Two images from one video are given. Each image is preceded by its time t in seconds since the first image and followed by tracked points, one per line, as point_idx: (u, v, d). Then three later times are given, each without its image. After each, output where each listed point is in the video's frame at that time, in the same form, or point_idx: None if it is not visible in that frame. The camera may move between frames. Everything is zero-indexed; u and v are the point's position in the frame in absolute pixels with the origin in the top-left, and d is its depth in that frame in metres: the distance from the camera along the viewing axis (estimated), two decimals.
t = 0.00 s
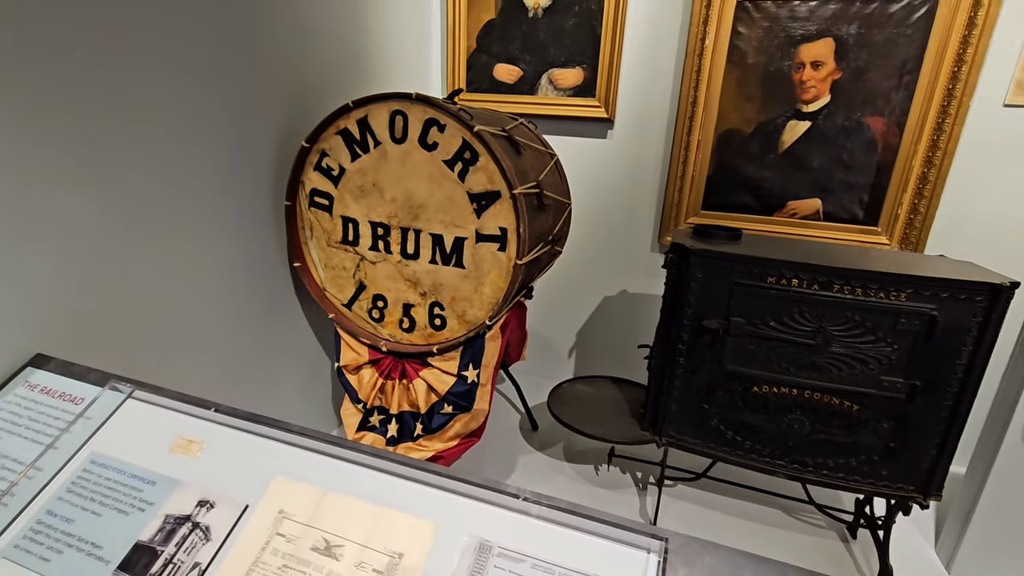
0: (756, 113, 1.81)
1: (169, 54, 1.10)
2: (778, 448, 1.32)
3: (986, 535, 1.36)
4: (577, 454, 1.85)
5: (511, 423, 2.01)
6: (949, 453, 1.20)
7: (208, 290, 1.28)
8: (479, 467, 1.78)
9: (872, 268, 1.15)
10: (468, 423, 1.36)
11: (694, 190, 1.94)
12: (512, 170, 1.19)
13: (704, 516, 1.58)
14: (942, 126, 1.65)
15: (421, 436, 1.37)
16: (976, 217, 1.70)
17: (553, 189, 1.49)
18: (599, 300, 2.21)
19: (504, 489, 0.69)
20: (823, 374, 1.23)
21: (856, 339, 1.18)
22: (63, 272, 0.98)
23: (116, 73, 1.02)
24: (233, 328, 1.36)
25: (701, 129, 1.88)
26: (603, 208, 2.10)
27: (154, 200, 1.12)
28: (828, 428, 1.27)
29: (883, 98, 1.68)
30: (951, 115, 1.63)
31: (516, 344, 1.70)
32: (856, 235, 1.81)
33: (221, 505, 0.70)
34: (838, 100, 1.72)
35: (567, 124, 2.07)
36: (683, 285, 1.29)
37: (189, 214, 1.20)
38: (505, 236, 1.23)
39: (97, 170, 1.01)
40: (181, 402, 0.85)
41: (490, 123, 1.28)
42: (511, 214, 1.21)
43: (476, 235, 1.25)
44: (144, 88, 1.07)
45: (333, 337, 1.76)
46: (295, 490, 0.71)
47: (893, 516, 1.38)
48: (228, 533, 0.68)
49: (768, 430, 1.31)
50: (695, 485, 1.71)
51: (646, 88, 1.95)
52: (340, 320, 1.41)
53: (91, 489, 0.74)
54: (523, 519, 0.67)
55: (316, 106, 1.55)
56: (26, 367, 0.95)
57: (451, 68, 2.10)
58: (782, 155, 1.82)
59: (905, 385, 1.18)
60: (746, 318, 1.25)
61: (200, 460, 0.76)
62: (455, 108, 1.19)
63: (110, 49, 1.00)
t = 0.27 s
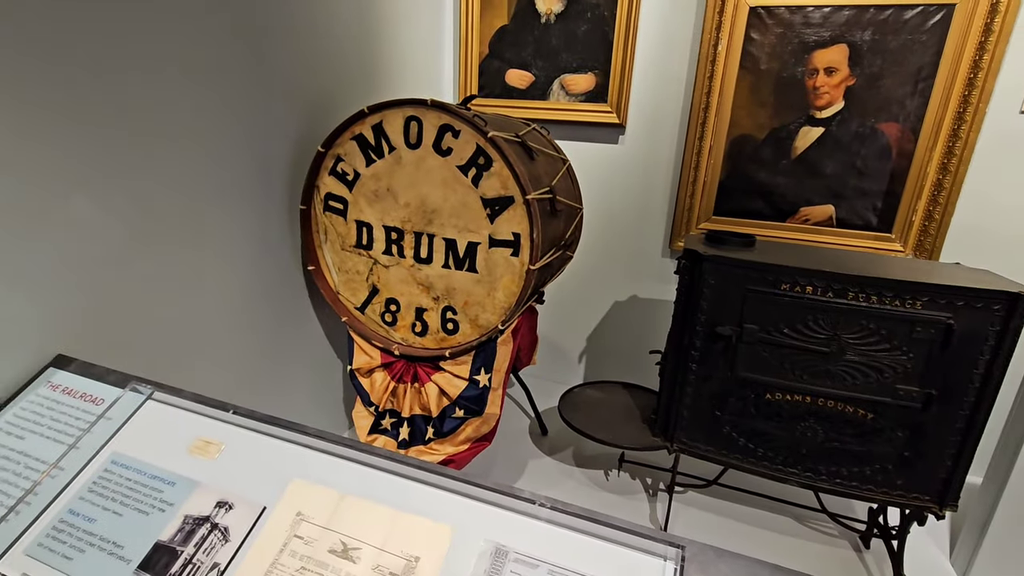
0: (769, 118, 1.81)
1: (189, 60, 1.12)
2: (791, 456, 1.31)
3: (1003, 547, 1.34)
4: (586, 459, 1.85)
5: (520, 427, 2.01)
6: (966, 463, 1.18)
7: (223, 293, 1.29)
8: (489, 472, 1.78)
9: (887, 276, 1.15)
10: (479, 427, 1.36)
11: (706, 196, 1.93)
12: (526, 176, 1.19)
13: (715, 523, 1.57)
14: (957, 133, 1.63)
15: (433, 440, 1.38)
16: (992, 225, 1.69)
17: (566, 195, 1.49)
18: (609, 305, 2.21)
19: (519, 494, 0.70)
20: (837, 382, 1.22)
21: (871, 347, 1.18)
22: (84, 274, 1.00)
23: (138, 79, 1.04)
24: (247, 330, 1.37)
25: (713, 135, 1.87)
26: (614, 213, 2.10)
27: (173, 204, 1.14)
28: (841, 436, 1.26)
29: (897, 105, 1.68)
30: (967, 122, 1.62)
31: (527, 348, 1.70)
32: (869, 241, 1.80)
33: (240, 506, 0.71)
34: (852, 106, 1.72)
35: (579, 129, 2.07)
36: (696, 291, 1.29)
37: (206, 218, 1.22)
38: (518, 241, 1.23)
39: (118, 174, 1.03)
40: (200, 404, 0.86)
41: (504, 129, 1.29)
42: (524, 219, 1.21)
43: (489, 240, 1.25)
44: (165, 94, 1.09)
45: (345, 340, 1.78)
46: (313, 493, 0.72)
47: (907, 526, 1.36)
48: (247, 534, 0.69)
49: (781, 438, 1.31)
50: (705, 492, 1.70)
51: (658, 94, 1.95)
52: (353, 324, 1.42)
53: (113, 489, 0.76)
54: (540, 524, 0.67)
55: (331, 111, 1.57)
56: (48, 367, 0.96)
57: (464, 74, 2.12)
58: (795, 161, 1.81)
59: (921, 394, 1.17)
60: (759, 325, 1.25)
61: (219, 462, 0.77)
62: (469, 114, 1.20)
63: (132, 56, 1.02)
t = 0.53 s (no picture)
0: (775, 123, 1.81)
1: (200, 65, 1.13)
2: (798, 461, 1.31)
3: (1012, 554, 1.33)
4: (591, 462, 1.84)
5: (525, 430, 2.01)
6: (974, 469, 1.18)
7: (232, 295, 1.30)
8: (494, 474, 1.78)
9: (895, 281, 1.14)
10: (485, 430, 1.37)
11: (712, 199, 1.93)
12: (534, 180, 1.20)
13: (721, 528, 1.57)
14: (965, 138, 1.63)
15: (439, 443, 1.38)
16: (1000, 230, 1.68)
17: (572, 199, 1.50)
18: (614, 309, 2.21)
19: (528, 498, 0.70)
20: (845, 387, 1.22)
21: (879, 352, 1.18)
22: (96, 277, 1.01)
23: (151, 84, 1.05)
24: (255, 332, 1.38)
25: (719, 139, 1.88)
26: (620, 217, 2.11)
27: (183, 207, 1.15)
28: (849, 442, 1.25)
29: (904, 109, 1.67)
30: (975, 127, 1.61)
31: (533, 351, 1.70)
32: (876, 246, 1.79)
33: (251, 508, 0.72)
34: (859, 110, 1.72)
35: (585, 133, 2.08)
36: (703, 295, 1.29)
37: (216, 221, 1.23)
38: (525, 245, 1.24)
39: (130, 178, 1.04)
40: (211, 406, 0.87)
41: (512, 133, 1.30)
42: (531, 223, 1.22)
43: (496, 244, 1.26)
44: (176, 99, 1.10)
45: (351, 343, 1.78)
46: (324, 495, 0.72)
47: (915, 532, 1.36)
48: (258, 535, 0.70)
49: (788, 443, 1.30)
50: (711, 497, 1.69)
51: (664, 98, 1.95)
52: (360, 326, 1.43)
53: (125, 490, 0.76)
54: (549, 528, 0.67)
55: (338, 115, 1.58)
56: (60, 370, 0.97)
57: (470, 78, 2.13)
58: (802, 165, 1.81)
59: (929, 400, 1.17)
60: (766, 329, 1.25)
61: (229, 463, 0.78)
62: (478, 118, 1.20)
63: (145, 61, 1.03)
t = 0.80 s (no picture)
0: (775, 126, 1.82)
1: (202, 69, 1.14)
2: (799, 463, 1.31)
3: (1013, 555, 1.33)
4: (592, 464, 1.85)
5: (526, 432, 2.01)
6: (974, 471, 1.18)
7: (234, 298, 1.31)
8: (495, 477, 1.79)
9: (895, 283, 1.15)
10: (487, 433, 1.37)
11: (711, 202, 1.94)
12: (535, 184, 1.21)
13: (721, 530, 1.57)
14: (963, 141, 1.64)
15: (440, 445, 1.39)
16: (999, 232, 1.69)
17: (573, 201, 1.50)
18: (615, 311, 2.21)
19: (531, 500, 0.70)
20: (845, 389, 1.23)
21: (879, 354, 1.18)
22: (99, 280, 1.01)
23: (153, 87, 1.05)
24: (257, 335, 1.39)
25: (718, 142, 1.88)
26: (621, 219, 2.11)
27: (186, 210, 1.16)
28: (849, 443, 1.26)
29: (902, 112, 1.68)
30: (973, 130, 1.62)
31: (534, 354, 1.70)
32: (875, 248, 1.80)
33: (255, 510, 0.72)
34: (858, 113, 1.73)
35: (585, 136, 2.09)
36: (703, 298, 1.30)
37: (218, 224, 1.24)
38: (527, 247, 1.24)
39: (133, 180, 1.04)
40: (215, 409, 0.88)
41: (513, 136, 1.30)
42: (533, 226, 1.22)
43: (498, 246, 1.26)
44: (179, 102, 1.10)
45: (353, 345, 1.78)
46: (328, 498, 0.73)
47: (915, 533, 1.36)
48: (262, 538, 0.70)
49: (788, 445, 1.31)
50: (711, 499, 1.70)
51: (664, 101, 1.96)
52: (361, 329, 1.43)
53: (130, 492, 0.77)
54: (553, 530, 0.67)
55: (340, 118, 1.58)
56: (63, 372, 0.97)
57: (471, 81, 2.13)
58: (801, 168, 1.82)
59: (929, 402, 1.18)
60: (766, 331, 1.25)
61: (233, 466, 0.78)
62: (479, 121, 1.21)
63: (148, 64, 1.04)
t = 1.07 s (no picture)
0: (774, 128, 1.83)
1: (211, 73, 1.15)
2: (800, 462, 1.33)
3: (1011, 552, 1.35)
4: (594, 464, 1.86)
5: (528, 433, 2.03)
6: (973, 469, 1.20)
7: (241, 300, 1.32)
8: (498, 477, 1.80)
9: (894, 284, 1.17)
10: (491, 433, 1.38)
11: (711, 203, 1.96)
12: (540, 187, 1.22)
13: (723, 529, 1.58)
14: (960, 143, 1.66)
15: (445, 445, 1.40)
16: (995, 233, 1.71)
17: (575, 204, 1.52)
18: (615, 312, 2.23)
19: (540, 497, 0.72)
20: (845, 389, 1.24)
21: (878, 354, 1.20)
22: (111, 282, 1.02)
23: (165, 92, 1.06)
24: (262, 336, 1.40)
25: (718, 144, 1.90)
26: (622, 220, 2.13)
27: (195, 213, 1.17)
28: (849, 442, 1.28)
29: (900, 115, 1.70)
30: (970, 132, 1.64)
31: (536, 355, 1.72)
32: (874, 249, 1.82)
33: (269, 509, 0.74)
34: (856, 116, 1.75)
35: (585, 138, 2.10)
36: (705, 299, 1.31)
37: (226, 227, 1.25)
38: (531, 249, 1.26)
39: (144, 184, 1.06)
40: (226, 409, 0.89)
41: (517, 139, 1.32)
42: (536, 228, 1.24)
43: (502, 248, 1.28)
44: (189, 106, 1.11)
45: (356, 347, 1.79)
46: (340, 496, 0.74)
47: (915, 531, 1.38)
48: (276, 536, 0.71)
49: (790, 444, 1.32)
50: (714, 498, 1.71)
51: (664, 103, 1.98)
52: (366, 331, 1.44)
53: (144, 492, 0.78)
54: (563, 526, 0.69)
55: (344, 122, 1.60)
56: (75, 374, 0.98)
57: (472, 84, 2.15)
58: (800, 170, 1.84)
59: (928, 401, 1.19)
60: (768, 332, 1.27)
61: (245, 466, 0.80)
62: (484, 125, 1.22)
63: (159, 69, 1.05)
